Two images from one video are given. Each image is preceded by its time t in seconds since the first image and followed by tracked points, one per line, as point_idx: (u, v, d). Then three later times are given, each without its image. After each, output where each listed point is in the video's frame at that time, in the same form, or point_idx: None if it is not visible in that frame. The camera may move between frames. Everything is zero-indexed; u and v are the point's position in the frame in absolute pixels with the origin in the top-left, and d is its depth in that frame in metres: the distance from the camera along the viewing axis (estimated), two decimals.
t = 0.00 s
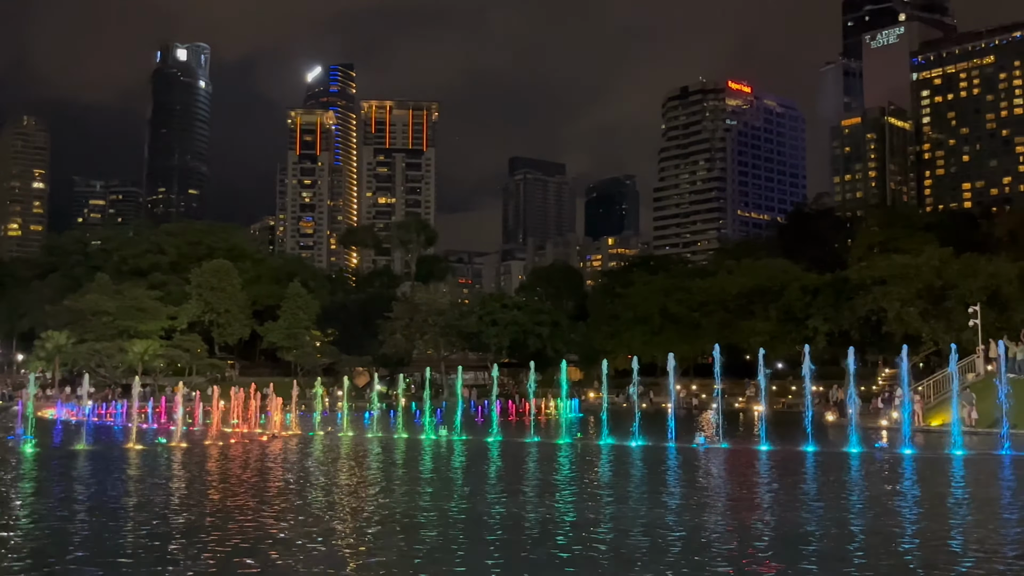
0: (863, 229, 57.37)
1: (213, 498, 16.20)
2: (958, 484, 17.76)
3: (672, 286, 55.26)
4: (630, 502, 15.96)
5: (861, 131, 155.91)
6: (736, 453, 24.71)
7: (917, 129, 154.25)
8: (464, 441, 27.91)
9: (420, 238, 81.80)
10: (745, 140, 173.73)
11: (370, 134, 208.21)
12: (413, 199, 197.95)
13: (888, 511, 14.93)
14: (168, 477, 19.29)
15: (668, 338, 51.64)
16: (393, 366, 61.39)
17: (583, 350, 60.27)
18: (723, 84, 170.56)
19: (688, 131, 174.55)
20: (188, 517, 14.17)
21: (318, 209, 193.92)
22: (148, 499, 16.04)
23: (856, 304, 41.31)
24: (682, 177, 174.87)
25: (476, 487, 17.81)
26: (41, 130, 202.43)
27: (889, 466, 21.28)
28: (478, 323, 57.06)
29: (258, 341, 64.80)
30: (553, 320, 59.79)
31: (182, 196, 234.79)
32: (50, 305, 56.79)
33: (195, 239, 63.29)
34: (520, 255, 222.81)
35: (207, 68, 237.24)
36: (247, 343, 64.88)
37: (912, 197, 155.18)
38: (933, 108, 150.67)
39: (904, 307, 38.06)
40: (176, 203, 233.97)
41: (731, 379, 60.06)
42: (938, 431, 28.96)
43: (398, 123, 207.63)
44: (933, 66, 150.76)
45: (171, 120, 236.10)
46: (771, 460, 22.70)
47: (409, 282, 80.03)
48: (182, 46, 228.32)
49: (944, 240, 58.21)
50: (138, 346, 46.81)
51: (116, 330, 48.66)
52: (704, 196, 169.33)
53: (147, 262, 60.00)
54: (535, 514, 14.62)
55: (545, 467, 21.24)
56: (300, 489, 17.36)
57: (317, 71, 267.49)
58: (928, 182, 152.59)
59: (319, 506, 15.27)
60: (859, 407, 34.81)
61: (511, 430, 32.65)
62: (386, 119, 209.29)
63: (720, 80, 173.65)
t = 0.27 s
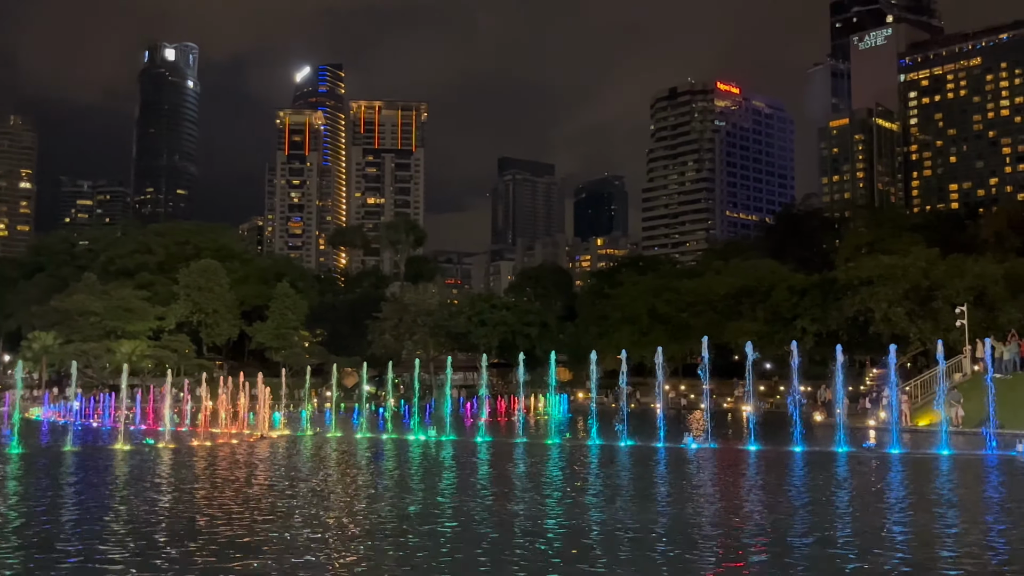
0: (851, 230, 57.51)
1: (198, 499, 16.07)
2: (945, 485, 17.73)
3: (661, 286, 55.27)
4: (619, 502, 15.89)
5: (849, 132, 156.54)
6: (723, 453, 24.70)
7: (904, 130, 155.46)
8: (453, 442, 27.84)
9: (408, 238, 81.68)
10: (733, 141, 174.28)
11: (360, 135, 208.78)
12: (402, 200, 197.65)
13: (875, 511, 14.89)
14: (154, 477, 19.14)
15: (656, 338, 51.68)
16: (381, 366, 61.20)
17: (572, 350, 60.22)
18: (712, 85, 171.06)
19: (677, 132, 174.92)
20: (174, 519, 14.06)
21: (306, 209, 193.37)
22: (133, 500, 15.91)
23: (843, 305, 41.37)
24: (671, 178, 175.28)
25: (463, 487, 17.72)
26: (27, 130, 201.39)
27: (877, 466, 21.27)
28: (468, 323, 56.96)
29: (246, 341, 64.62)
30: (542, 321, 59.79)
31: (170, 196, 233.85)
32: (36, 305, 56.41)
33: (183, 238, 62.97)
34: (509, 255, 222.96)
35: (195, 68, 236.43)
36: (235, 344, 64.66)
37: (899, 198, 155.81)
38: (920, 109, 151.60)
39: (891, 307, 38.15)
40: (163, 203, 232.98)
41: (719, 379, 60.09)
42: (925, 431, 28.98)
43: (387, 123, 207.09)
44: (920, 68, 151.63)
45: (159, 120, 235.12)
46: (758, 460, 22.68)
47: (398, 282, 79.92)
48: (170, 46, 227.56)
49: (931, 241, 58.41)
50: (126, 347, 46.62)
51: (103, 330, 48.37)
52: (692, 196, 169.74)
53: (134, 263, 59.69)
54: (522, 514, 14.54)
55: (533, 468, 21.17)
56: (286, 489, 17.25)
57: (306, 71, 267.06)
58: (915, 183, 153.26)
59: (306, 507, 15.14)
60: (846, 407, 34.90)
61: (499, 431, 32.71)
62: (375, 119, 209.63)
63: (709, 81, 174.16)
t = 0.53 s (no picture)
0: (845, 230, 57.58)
1: (191, 499, 15.98)
2: (940, 484, 17.70)
3: (655, 286, 55.27)
4: (614, 503, 15.85)
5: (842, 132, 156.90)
6: (717, 452, 24.68)
7: (898, 130, 155.41)
8: (447, 442, 27.79)
9: (403, 238, 81.52)
10: (727, 141, 174.57)
11: (354, 135, 207.60)
12: (396, 200, 197.47)
13: (869, 511, 14.86)
14: (147, 478, 19.02)
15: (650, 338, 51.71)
16: (375, 367, 61.03)
17: (566, 350, 60.17)
18: (705, 86, 171.32)
19: (671, 133, 175.09)
20: (168, 519, 13.98)
21: (301, 209, 193.07)
22: (126, 501, 15.83)
23: (837, 304, 41.38)
24: (665, 178, 175.49)
25: (458, 487, 17.66)
26: (20, 129, 200.82)
27: (872, 466, 21.23)
28: (462, 324, 56.91)
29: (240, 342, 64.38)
30: (536, 321, 59.80)
31: (164, 196, 233.46)
32: (29, 306, 56.18)
33: (176, 239, 62.73)
34: (503, 256, 222.87)
35: (189, 68, 236.19)
36: (229, 344, 64.46)
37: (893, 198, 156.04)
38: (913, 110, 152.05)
39: (885, 307, 38.31)
40: (157, 204, 232.54)
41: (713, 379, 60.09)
42: (919, 430, 28.98)
43: (381, 123, 206.46)
44: (914, 68, 152.12)
45: (153, 120, 234.74)
46: (753, 460, 22.65)
47: (392, 282, 79.79)
48: (164, 46, 227.30)
49: (925, 241, 58.52)
50: (120, 347, 46.60)
51: (97, 331, 48.16)
52: (686, 196, 169.92)
53: (127, 263, 59.49)
54: (517, 515, 14.48)
55: (528, 468, 21.12)
56: (281, 491, 17.16)
57: (300, 71, 266.94)
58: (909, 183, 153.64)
59: (300, 508, 15.07)
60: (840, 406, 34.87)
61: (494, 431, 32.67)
62: (369, 120, 207.79)
63: (702, 81, 174.45)
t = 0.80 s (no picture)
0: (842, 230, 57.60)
1: (187, 500, 15.95)
2: (938, 484, 17.66)
3: (653, 286, 55.27)
4: (611, 502, 15.81)
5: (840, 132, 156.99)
6: (714, 452, 24.66)
7: (895, 130, 155.50)
8: (445, 442, 27.76)
9: (400, 239, 81.39)
10: (725, 141, 174.67)
11: (350, 135, 208.00)
12: (394, 200, 197.37)
13: (866, 511, 14.83)
14: (144, 479, 18.99)
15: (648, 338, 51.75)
16: (373, 366, 61.00)
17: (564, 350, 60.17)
18: (703, 85, 171.46)
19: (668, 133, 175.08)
20: (164, 520, 13.94)
21: (298, 209, 192.92)
22: (122, 501, 15.80)
23: (835, 304, 41.37)
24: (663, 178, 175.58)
25: (455, 487, 17.63)
26: (17, 130, 200.60)
27: (869, 466, 21.22)
28: (460, 324, 56.88)
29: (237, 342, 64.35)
30: (534, 321, 59.79)
31: (161, 197, 233.19)
32: (27, 306, 56.10)
33: (173, 239, 62.63)
34: (501, 256, 222.84)
35: (186, 68, 236.07)
36: (226, 345, 64.41)
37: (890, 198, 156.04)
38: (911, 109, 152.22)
39: (883, 307, 38.33)
40: (155, 204, 232.19)
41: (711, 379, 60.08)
42: (917, 430, 28.97)
43: (379, 124, 207.94)
44: (911, 68, 152.31)
45: (150, 120, 234.55)
46: (751, 460, 22.62)
47: (390, 283, 79.73)
48: (162, 46, 227.15)
49: (922, 241, 58.55)
50: (118, 348, 46.63)
51: (94, 331, 48.12)
52: (684, 196, 169.94)
53: (125, 264, 59.44)
54: (513, 515, 14.45)
55: (525, 468, 21.09)
56: (279, 490, 17.13)
57: (298, 71, 266.86)
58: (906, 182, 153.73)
59: (296, 509, 15.03)
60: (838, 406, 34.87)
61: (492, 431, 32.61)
62: (367, 120, 209.55)
63: (700, 81, 174.59)
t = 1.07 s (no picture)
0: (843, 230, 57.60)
1: (190, 500, 16.02)
2: (940, 484, 17.66)
3: (653, 286, 55.28)
4: (613, 503, 15.86)
5: (841, 132, 157.02)
6: (715, 452, 24.75)
7: (895, 130, 155.96)
8: (445, 442, 27.78)
9: (401, 239, 81.35)
10: (725, 141, 174.69)
11: (351, 135, 208.72)
12: (395, 200, 197.48)
13: (867, 511, 14.87)
14: (146, 479, 19.06)
15: (649, 338, 51.81)
16: (374, 367, 61.01)
17: (565, 350, 60.16)
18: (703, 86, 171.42)
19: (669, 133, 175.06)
20: (168, 520, 13.99)
21: (299, 210, 192.81)
22: (125, 501, 15.85)
23: (835, 304, 41.32)
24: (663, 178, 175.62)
25: (457, 487, 17.69)
26: (18, 130, 200.43)
27: (871, 466, 21.23)
28: (461, 324, 56.86)
29: (238, 343, 64.36)
30: (535, 321, 59.82)
31: (162, 198, 233.14)
32: (28, 307, 56.11)
33: (173, 240, 62.61)
34: (501, 256, 222.85)
35: (187, 69, 236.15)
36: (226, 345, 64.37)
37: (891, 198, 156.08)
38: (911, 109, 152.30)
39: (883, 307, 38.32)
40: (155, 205, 232.23)
41: (712, 380, 60.02)
42: (918, 431, 28.95)
43: (379, 124, 209.14)
44: (911, 68, 152.46)
45: (151, 121, 234.50)
46: (752, 460, 22.70)
47: (391, 283, 79.74)
48: (162, 47, 227.37)
49: (923, 241, 58.55)
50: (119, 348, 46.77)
51: (95, 332, 48.18)
52: (685, 196, 169.90)
53: (126, 264, 59.44)
54: (515, 515, 14.50)
55: (525, 468, 21.17)
56: (281, 491, 17.16)
57: (298, 72, 266.90)
58: (907, 182, 153.72)
59: (299, 509, 15.08)
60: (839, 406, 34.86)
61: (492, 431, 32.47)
62: (367, 121, 209.59)
63: (700, 81, 174.61)
